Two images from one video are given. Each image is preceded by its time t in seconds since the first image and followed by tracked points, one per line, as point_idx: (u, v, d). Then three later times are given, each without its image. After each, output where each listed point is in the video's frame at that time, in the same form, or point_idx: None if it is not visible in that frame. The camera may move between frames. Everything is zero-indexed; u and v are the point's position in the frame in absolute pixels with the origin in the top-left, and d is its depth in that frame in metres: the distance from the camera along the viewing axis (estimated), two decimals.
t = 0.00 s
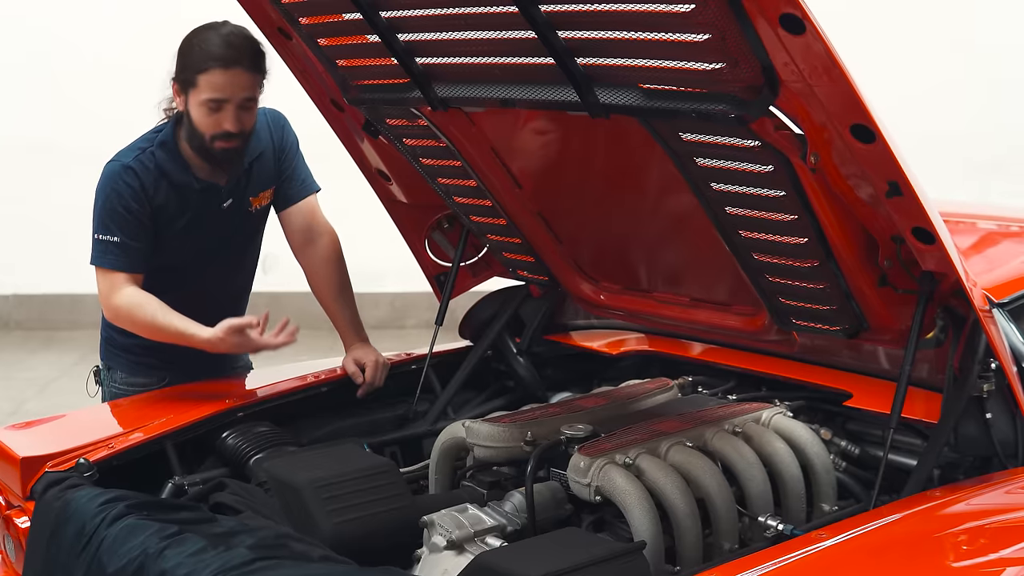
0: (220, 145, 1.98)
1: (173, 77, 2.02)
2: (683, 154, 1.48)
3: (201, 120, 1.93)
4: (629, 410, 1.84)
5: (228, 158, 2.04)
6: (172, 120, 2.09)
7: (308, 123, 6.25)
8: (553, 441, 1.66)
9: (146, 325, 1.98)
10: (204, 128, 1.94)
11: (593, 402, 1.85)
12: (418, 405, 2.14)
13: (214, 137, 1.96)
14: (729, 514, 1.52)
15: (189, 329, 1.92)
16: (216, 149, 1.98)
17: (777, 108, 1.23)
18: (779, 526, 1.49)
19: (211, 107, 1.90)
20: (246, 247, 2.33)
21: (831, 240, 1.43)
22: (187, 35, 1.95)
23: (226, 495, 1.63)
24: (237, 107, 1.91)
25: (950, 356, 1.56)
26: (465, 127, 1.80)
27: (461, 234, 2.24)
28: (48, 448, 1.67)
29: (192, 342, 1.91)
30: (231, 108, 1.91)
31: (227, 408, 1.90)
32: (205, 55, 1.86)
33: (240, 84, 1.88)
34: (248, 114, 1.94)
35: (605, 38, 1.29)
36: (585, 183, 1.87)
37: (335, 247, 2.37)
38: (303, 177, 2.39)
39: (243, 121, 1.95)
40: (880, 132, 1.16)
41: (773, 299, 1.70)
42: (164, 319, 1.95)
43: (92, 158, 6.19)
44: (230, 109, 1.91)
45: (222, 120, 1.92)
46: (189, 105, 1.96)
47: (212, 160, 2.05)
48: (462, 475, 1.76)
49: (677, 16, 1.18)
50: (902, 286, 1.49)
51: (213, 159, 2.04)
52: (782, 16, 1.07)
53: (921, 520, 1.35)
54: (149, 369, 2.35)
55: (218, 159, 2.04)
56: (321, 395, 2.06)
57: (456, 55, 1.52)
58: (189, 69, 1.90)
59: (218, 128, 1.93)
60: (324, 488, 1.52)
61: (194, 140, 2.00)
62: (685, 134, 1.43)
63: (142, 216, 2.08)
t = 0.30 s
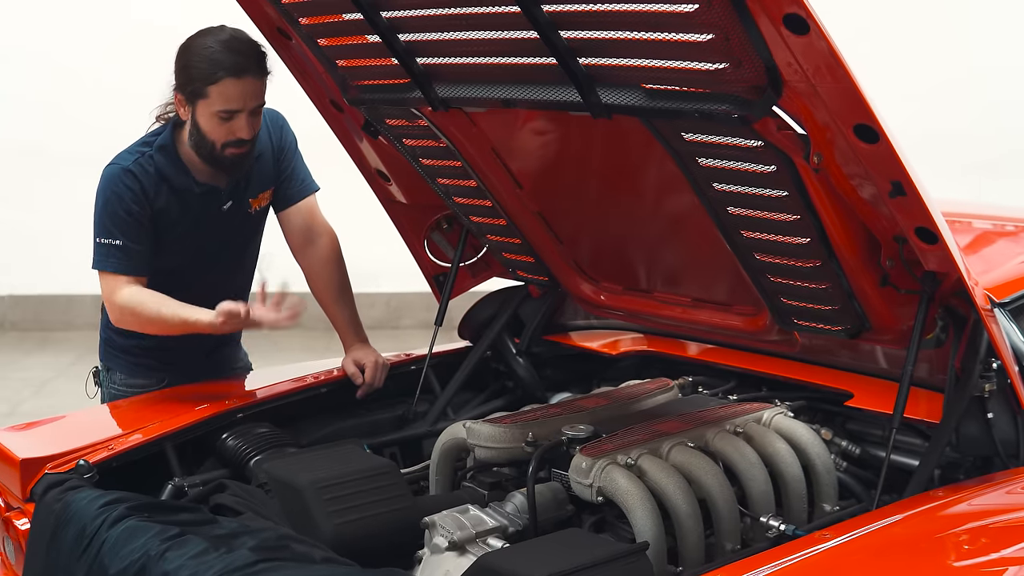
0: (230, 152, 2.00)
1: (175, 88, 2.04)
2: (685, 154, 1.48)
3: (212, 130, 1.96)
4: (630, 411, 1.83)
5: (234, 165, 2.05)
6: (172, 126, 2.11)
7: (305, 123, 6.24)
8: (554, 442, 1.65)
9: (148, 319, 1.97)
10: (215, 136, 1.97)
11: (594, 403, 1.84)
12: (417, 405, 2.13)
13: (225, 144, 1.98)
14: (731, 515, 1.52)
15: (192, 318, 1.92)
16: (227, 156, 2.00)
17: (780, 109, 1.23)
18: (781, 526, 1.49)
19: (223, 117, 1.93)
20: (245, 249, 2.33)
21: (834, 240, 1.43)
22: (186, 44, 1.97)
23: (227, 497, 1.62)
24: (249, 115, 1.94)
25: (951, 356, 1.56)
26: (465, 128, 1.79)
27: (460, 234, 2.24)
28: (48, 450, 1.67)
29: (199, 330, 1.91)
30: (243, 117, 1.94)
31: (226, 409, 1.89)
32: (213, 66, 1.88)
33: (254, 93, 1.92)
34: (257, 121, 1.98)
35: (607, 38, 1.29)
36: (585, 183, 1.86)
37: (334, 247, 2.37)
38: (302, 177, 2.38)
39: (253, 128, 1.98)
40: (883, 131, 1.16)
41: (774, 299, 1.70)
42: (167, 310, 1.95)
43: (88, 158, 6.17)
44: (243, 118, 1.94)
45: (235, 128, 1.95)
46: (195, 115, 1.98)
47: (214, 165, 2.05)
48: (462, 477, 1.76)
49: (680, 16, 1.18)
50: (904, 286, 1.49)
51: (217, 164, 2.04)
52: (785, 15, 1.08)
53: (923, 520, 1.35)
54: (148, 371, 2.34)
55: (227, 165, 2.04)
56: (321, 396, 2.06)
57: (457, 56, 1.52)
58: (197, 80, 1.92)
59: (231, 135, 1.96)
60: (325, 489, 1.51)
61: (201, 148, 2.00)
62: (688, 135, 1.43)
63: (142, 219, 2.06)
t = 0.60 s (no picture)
0: (233, 155, 1.99)
1: (175, 90, 2.02)
2: (684, 154, 1.48)
3: (214, 133, 1.94)
4: (627, 412, 1.83)
5: (234, 169, 2.04)
6: (168, 128, 2.09)
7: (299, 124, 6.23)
8: (551, 443, 1.65)
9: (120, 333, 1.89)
10: (217, 139, 1.95)
11: (591, 404, 1.84)
12: (413, 407, 2.14)
13: (227, 148, 1.97)
14: (729, 516, 1.51)
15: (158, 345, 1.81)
16: (230, 159, 1.99)
17: (780, 109, 1.23)
18: (780, 528, 1.48)
19: (227, 120, 1.92)
20: (240, 251, 2.31)
21: (833, 241, 1.43)
22: (185, 46, 1.96)
23: (222, 499, 1.61)
24: (251, 119, 1.94)
25: (950, 356, 1.56)
26: (462, 128, 1.78)
27: (456, 235, 2.23)
28: (43, 453, 1.65)
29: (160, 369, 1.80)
30: (246, 120, 1.93)
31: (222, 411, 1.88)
32: (216, 69, 1.88)
33: (256, 96, 1.91)
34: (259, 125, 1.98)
35: (606, 38, 1.28)
36: (582, 183, 1.85)
37: (330, 248, 2.36)
38: (297, 178, 2.37)
39: (255, 131, 1.97)
40: (883, 132, 1.15)
41: (772, 300, 1.69)
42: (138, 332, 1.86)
43: (80, 158, 6.14)
44: (245, 123, 1.93)
45: (238, 132, 1.94)
46: (196, 118, 1.97)
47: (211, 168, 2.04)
48: (461, 478, 1.77)
49: (679, 15, 1.17)
50: (903, 287, 1.48)
51: (217, 168, 2.03)
52: (786, 15, 1.07)
53: (922, 521, 1.35)
54: (142, 373, 2.33)
55: (228, 169, 2.03)
56: (316, 397, 2.04)
57: (455, 56, 1.51)
58: (199, 84, 1.90)
59: (234, 139, 1.95)
60: (321, 491, 1.50)
61: (203, 151, 1.99)
62: (686, 135, 1.42)
63: (135, 221, 2.05)
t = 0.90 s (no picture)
0: (226, 156, 1.98)
1: (170, 90, 2.02)
2: (683, 154, 1.47)
3: (209, 134, 1.93)
4: (625, 413, 1.82)
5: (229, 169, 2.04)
6: (162, 125, 2.08)
7: (293, 124, 6.21)
8: (550, 445, 1.64)
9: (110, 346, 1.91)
10: (210, 140, 1.94)
11: (589, 405, 1.83)
12: (409, 408, 2.13)
13: (221, 148, 1.96)
14: (729, 517, 1.51)
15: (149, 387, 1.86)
16: (223, 160, 1.98)
17: (780, 109, 1.22)
18: (780, 529, 1.47)
19: (222, 122, 1.91)
20: (234, 252, 2.30)
21: (833, 241, 1.43)
22: (182, 45, 1.95)
23: (220, 501, 1.59)
24: (246, 120, 1.92)
25: (949, 357, 1.56)
26: (459, 128, 1.77)
27: (453, 235, 2.22)
28: (38, 455, 1.64)
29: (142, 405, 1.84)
30: (242, 122, 1.92)
31: (218, 412, 1.87)
32: (212, 69, 1.87)
33: (252, 98, 1.91)
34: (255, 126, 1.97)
35: (605, 38, 1.28)
36: (579, 183, 1.85)
37: (325, 248, 2.35)
38: (292, 179, 2.35)
39: (251, 132, 1.96)
40: (884, 131, 1.15)
41: (772, 300, 1.69)
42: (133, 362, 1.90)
43: (73, 159, 6.12)
44: (240, 125, 1.92)
45: (232, 133, 1.93)
46: (190, 118, 1.95)
47: (205, 168, 2.02)
48: (457, 480, 1.77)
49: (680, 15, 1.17)
50: (903, 287, 1.48)
51: (212, 169, 2.02)
52: (787, 14, 1.07)
53: (922, 522, 1.35)
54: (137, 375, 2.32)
55: (222, 170, 2.02)
56: (313, 399, 2.03)
57: (452, 56, 1.50)
58: (195, 84, 1.89)
59: (228, 139, 1.94)
60: (319, 493, 1.49)
61: (196, 152, 1.98)
62: (686, 135, 1.42)
63: (134, 210, 2.04)
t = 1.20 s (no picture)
0: (225, 156, 1.98)
1: (170, 89, 2.02)
2: (688, 154, 1.47)
3: (208, 133, 1.93)
4: (629, 414, 1.82)
5: (226, 168, 2.03)
6: (163, 124, 2.08)
7: (292, 124, 6.21)
8: (554, 446, 1.63)
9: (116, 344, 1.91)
10: (208, 139, 1.94)
11: (593, 406, 1.83)
12: (412, 408, 2.12)
13: (219, 147, 1.95)
14: (734, 519, 1.50)
15: (154, 386, 1.85)
16: (221, 160, 1.97)
17: (787, 109, 1.22)
18: (785, 530, 1.47)
19: (220, 120, 1.90)
20: (235, 252, 2.30)
21: (839, 242, 1.42)
22: (183, 44, 1.95)
23: (222, 503, 1.58)
24: (245, 119, 1.92)
25: (954, 357, 1.55)
26: (462, 128, 1.77)
27: (455, 235, 2.22)
28: (41, 457, 1.64)
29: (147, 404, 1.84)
30: (240, 121, 1.91)
31: (220, 414, 1.86)
32: (211, 67, 1.86)
33: (252, 98, 1.90)
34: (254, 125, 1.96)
35: (611, 38, 1.27)
36: (582, 184, 1.84)
37: (327, 249, 2.34)
38: (293, 180, 2.35)
39: (249, 131, 1.96)
40: (891, 131, 1.15)
41: (777, 300, 1.68)
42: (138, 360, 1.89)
43: (72, 159, 6.11)
44: (238, 124, 1.91)
45: (231, 133, 1.92)
46: (190, 117, 1.95)
47: (205, 168, 2.02)
48: (461, 481, 1.77)
49: (686, 15, 1.16)
50: (908, 287, 1.48)
51: (211, 168, 2.01)
52: (793, 14, 1.06)
53: (927, 523, 1.34)
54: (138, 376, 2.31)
55: (219, 168, 2.02)
56: (315, 400, 2.03)
57: (455, 56, 1.50)
58: (194, 81, 1.89)
59: (226, 139, 1.93)
60: (323, 495, 1.49)
61: (195, 151, 1.98)
62: (691, 135, 1.42)
63: (136, 205, 2.03)
